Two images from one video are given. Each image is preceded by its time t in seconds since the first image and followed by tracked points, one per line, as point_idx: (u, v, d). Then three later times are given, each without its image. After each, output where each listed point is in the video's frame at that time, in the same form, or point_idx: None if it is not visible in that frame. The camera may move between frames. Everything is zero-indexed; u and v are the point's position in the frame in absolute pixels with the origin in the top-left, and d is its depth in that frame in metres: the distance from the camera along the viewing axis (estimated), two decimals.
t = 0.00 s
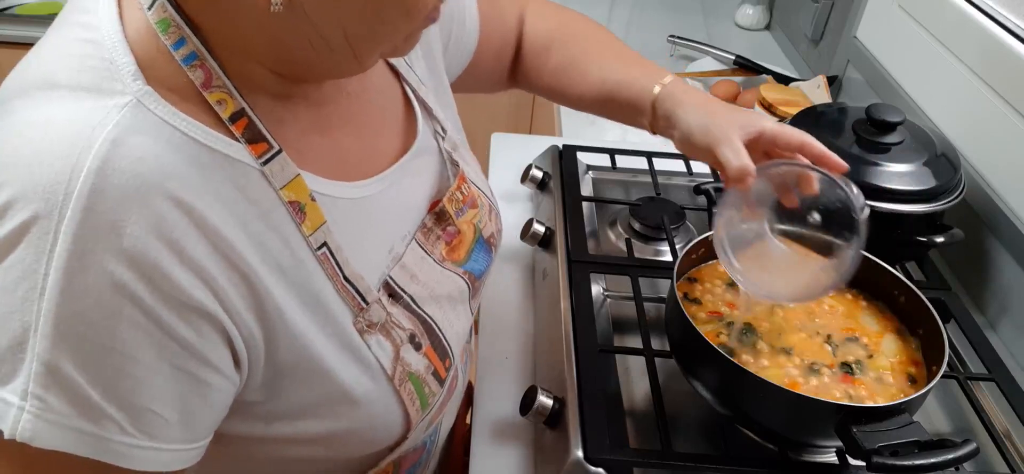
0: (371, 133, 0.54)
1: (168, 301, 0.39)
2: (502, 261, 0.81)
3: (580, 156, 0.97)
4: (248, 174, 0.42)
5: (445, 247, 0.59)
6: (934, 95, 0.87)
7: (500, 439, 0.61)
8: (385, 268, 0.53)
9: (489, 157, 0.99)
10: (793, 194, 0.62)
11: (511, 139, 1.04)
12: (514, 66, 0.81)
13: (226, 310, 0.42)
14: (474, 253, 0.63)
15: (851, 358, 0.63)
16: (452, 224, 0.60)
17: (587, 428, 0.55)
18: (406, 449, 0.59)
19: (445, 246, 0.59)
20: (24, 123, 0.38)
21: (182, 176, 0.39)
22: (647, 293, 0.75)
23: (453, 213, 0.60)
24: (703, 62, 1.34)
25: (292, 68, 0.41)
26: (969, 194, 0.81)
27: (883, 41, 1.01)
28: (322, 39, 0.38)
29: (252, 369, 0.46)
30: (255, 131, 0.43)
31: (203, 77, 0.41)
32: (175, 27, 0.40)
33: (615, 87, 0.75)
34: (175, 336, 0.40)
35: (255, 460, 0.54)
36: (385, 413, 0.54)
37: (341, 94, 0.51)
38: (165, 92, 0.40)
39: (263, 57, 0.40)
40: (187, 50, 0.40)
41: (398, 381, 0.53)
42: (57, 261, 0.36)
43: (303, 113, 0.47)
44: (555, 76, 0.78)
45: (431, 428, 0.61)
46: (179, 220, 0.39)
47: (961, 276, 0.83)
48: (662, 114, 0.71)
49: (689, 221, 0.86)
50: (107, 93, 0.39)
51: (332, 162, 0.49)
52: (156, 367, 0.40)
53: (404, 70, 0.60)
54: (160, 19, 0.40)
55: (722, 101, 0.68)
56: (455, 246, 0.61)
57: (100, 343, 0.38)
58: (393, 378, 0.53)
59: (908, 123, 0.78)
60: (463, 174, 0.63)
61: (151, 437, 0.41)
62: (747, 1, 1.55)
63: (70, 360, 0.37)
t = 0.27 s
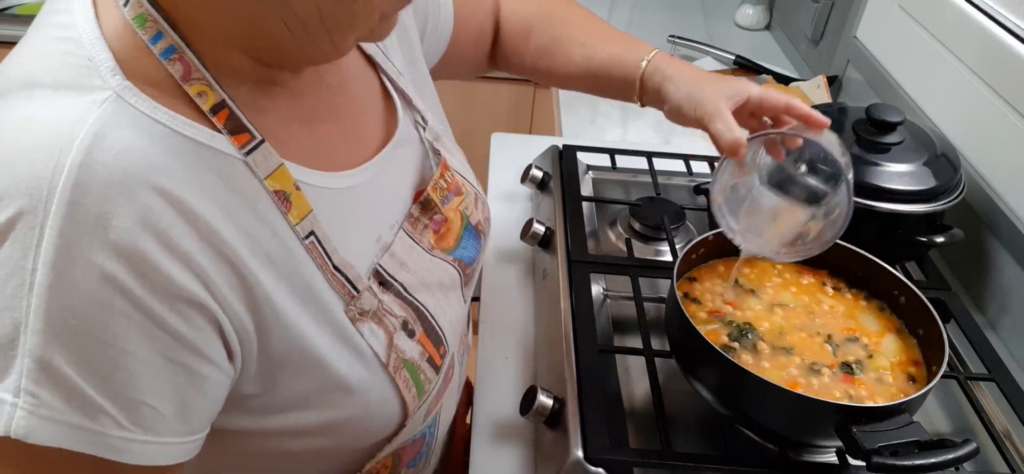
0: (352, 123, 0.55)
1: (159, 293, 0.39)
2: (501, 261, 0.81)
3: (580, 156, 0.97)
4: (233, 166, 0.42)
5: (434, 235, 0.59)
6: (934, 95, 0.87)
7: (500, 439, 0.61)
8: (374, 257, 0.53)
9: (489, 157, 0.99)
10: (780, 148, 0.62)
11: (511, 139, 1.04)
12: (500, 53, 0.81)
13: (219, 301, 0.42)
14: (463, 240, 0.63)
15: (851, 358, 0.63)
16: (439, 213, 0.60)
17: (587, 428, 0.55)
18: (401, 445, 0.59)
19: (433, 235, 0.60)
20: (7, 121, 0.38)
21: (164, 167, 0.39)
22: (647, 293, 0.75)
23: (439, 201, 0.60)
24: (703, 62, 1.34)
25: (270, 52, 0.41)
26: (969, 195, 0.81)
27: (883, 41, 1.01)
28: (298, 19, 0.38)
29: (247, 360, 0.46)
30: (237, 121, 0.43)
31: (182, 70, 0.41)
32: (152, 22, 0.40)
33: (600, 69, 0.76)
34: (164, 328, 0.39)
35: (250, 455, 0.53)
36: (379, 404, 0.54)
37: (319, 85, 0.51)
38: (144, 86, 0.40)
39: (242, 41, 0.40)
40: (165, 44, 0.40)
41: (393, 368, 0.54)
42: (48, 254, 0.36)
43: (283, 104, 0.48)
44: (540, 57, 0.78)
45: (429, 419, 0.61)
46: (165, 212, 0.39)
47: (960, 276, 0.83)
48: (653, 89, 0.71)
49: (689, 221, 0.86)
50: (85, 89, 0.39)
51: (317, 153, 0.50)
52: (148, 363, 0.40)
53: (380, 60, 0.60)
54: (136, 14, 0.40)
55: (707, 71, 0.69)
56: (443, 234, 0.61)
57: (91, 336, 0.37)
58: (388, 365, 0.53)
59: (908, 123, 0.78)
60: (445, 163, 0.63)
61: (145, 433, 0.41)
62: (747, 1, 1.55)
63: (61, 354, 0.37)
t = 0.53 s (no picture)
0: (347, 124, 0.55)
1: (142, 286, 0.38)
2: (501, 260, 0.81)
3: (580, 156, 0.97)
4: (222, 160, 0.42)
5: (427, 240, 0.59)
6: (934, 95, 0.87)
7: (500, 439, 0.61)
8: (363, 259, 0.53)
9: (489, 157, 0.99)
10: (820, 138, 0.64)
11: (511, 138, 1.04)
12: (513, 61, 0.80)
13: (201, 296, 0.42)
14: (457, 246, 0.63)
15: (851, 358, 0.63)
16: (433, 218, 0.60)
17: (587, 428, 0.55)
18: (383, 450, 0.59)
19: (426, 239, 0.60)
20: None
21: (148, 159, 0.38)
22: (646, 293, 0.75)
23: (434, 206, 0.60)
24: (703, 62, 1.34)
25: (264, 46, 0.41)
26: (969, 195, 0.81)
27: (883, 41, 1.01)
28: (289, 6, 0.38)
29: (229, 355, 0.46)
30: (225, 118, 0.43)
31: (172, 65, 0.41)
32: (145, 16, 0.40)
33: (625, 78, 0.76)
34: (142, 321, 0.39)
35: (232, 454, 0.53)
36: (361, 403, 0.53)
37: (313, 82, 0.51)
38: (133, 79, 0.40)
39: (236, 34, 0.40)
40: (156, 38, 0.40)
41: (376, 372, 0.54)
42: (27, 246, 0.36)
43: (279, 103, 0.48)
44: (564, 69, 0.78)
45: (415, 425, 0.61)
46: (145, 204, 0.38)
47: (960, 276, 0.83)
48: (688, 100, 0.73)
49: (689, 221, 0.86)
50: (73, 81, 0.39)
51: (311, 153, 0.50)
52: (128, 356, 0.39)
53: (380, 65, 0.60)
54: (130, 8, 0.40)
55: (749, 77, 0.70)
56: (437, 239, 0.61)
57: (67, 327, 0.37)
58: (371, 369, 0.53)
59: (908, 123, 0.78)
60: (442, 168, 0.63)
61: (123, 424, 0.41)
62: (747, 1, 1.55)
63: (36, 343, 0.37)
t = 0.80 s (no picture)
0: (348, 123, 0.55)
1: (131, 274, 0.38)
2: (501, 260, 0.81)
3: (580, 156, 0.97)
4: (215, 152, 0.42)
5: (422, 240, 0.59)
6: (934, 95, 0.87)
7: (500, 440, 0.61)
8: (355, 256, 0.53)
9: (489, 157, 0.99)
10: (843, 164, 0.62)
11: (511, 138, 1.04)
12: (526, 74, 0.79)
13: (188, 288, 0.41)
14: (453, 247, 0.63)
15: (852, 358, 0.63)
16: (431, 218, 0.60)
17: (587, 427, 0.55)
18: (374, 448, 0.58)
19: (423, 240, 0.59)
20: None
21: (139, 148, 0.38)
22: (646, 293, 0.75)
23: (431, 206, 0.60)
24: (703, 62, 1.34)
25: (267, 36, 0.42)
26: (969, 195, 0.81)
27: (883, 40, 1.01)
28: None
29: (218, 345, 0.46)
30: (221, 111, 0.43)
31: (171, 57, 0.41)
32: (146, 10, 0.41)
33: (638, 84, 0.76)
34: (132, 307, 0.39)
35: (217, 442, 0.53)
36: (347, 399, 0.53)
37: (314, 79, 0.52)
38: (131, 70, 0.40)
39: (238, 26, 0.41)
40: (156, 31, 0.41)
41: (364, 368, 0.53)
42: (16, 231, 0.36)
43: (282, 101, 0.48)
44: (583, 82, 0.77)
45: (406, 423, 0.61)
46: (134, 191, 0.38)
47: (961, 276, 0.83)
48: (705, 112, 0.72)
49: (689, 221, 0.86)
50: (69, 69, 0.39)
51: (308, 146, 0.50)
52: (116, 342, 0.39)
53: (384, 65, 0.60)
54: (134, 3, 0.41)
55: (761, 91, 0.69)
56: (433, 239, 0.61)
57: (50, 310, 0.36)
58: (359, 365, 0.53)
59: (908, 123, 0.78)
60: (443, 170, 0.63)
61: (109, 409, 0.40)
62: (747, 1, 1.55)
63: (21, 323, 0.36)
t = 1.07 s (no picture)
0: (352, 107, 0.55)
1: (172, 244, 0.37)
2: (501, 260, 0.81)
3: (581, 156, 0.97)
4: (238, 131, 0.42)
5: (428, 217, 0.60)
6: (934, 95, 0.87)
7: (500, 440, 0.61)
8: (369, 230, 0.53)
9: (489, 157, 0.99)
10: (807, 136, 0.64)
11: (511, 138, 1.04)
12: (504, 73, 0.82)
13: (219, 260, 0.41)
14: (455, 224, 0.64)
15: (852, 358, 0.63)
16: (434, 196, 0.61)
17: (587, 427, 0.55)
18: (392, 414, 0.58)
19: (428, 216, 0.60)
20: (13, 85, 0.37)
21: (171, 128, 0.38)
22: (646, 293, 0.75)
23: (435, 185, 0.61)
24: (703, 62, 1.34)
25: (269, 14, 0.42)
26: (969, 195, 0.81)
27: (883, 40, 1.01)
28: None
29: (247, 319, 0.45)
30: (242, 93, 0.42)
31: (191, 41, 0.41)
32: None
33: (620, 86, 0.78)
34: (172, 277, 0.38)
35: (243, 422, 0.52)
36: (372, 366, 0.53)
37: (319, 62, 0.52)
38: (154, 54, 0.39)
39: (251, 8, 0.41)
40: (176, 17, 0.40)
41: (386, 336, 0.54)
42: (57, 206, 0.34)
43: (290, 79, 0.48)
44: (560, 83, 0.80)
45: (419, 392, 0.61)
46: (169, 169, 0.37)
47: (961, 276, 0.83)
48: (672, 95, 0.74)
49: (689, 221, 0.86)
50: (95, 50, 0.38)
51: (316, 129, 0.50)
52: (157, 318, 0.38)
53: (382, 51, 0.61)
54: None
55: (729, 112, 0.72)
56: (437, 216, 0.61)
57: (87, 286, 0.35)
58: (381, 333, 0.53)
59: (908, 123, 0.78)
60: (443, 149, 0.64)
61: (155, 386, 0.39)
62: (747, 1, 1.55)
63: (71, 297, 0.34)
